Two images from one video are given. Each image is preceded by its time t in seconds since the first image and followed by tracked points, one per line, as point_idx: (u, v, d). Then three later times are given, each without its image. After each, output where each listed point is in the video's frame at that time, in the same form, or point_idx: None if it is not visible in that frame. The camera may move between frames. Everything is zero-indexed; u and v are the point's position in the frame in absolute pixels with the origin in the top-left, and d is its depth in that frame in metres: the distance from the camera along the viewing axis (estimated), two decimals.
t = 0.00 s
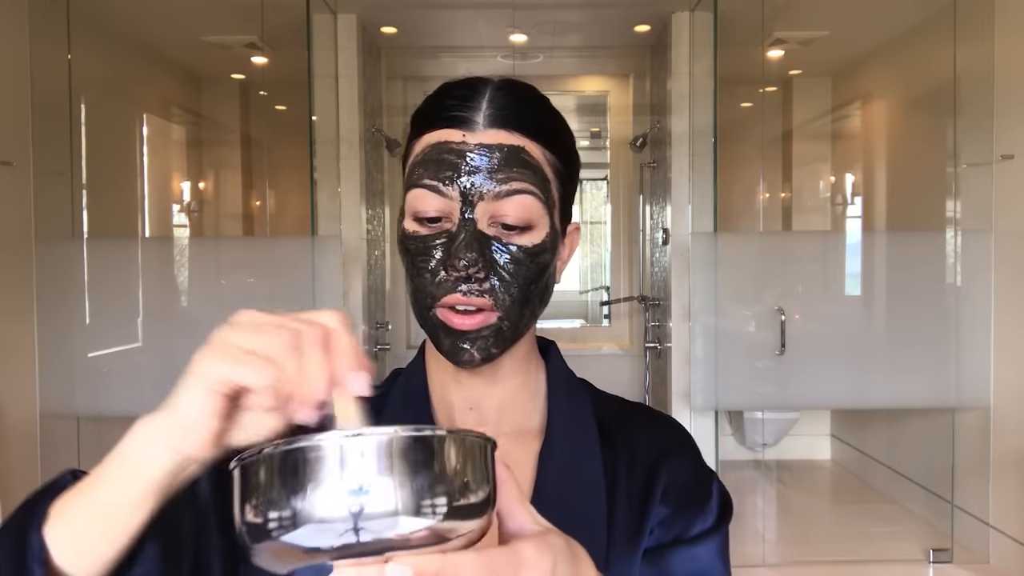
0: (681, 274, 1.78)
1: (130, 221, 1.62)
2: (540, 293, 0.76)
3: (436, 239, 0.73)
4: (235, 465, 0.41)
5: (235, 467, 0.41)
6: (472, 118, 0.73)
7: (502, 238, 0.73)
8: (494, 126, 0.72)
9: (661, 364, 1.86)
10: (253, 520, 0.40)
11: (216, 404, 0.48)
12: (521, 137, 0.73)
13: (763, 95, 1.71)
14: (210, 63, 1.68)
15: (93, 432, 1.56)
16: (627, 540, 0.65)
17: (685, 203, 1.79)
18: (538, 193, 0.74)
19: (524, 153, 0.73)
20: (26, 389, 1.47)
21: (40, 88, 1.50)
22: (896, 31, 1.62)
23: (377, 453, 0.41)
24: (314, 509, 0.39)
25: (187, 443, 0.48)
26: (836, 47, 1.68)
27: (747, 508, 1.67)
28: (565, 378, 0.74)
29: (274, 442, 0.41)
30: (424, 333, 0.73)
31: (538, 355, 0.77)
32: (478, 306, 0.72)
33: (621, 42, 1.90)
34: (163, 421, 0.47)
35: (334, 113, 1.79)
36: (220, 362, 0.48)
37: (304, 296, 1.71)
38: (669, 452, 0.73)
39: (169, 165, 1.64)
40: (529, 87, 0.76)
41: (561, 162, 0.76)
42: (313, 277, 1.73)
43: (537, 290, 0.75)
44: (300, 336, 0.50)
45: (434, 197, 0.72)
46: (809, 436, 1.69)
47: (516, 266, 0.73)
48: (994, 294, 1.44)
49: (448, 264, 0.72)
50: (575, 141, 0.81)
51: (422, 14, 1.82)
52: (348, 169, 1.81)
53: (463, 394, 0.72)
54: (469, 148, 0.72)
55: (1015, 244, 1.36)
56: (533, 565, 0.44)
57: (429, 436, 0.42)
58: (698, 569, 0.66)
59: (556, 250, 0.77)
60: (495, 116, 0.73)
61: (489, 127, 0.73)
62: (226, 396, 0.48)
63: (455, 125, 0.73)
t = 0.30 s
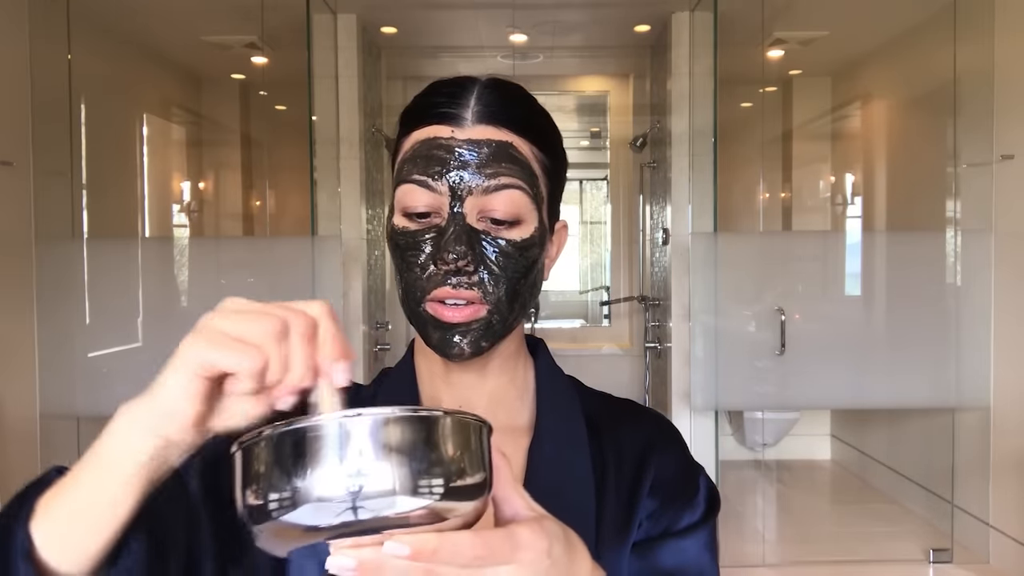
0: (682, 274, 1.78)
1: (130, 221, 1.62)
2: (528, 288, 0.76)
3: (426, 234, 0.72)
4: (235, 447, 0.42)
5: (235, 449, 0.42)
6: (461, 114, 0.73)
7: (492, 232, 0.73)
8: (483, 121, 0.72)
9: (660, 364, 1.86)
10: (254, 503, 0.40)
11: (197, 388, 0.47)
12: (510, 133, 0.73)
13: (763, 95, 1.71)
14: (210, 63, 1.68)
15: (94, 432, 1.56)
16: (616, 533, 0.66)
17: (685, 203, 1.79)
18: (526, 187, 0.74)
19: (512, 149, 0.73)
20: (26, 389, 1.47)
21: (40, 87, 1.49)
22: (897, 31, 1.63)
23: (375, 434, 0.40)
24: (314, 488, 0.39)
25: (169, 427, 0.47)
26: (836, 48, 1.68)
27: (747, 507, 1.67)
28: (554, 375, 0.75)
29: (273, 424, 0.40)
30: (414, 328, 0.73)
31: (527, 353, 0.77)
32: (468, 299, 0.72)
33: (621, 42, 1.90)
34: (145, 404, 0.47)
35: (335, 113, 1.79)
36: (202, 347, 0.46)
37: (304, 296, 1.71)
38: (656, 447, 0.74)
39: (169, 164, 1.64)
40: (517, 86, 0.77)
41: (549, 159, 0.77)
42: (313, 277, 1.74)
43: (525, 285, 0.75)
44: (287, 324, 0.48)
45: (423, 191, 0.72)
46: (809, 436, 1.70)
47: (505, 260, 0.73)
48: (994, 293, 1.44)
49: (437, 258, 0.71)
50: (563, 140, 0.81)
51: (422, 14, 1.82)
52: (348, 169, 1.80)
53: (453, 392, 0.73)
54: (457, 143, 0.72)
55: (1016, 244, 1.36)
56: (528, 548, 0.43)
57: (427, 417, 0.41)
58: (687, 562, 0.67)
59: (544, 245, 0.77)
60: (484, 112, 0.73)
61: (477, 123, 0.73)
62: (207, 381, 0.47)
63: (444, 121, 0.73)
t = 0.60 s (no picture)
0: (681, 274, 1.78)
1: (130, 221, 1.62)
2: (527, 287, 0.76)
3: (425, 234, 0.72)
4: (243, 446, 0.43)
5: (242, 448, 0.43)
6: (459, 115, 0.73)
7: (491, 232, 0.73)
8: (481, 122, 0.73)
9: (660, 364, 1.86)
10: (260, 499, 0.41)
11: (214, 384, 0.48)
12: (508, 133, 0.74)
13: (763, 95, 1.70)
14: (210, 63, 1.68)
15: (93, 432, 1.56)
16: (619, 531, 0.66)
17: (685, 203, 1.79)
18: (525, 186, 0.74)
19: (510, 148, 0.74)
20: (26, 389, 1.47)
21: (40, 87, 1.49)
22: (896, 31, 1.63)
23: (378, 429, 0.40)
24: (318, 484, 0.39)
25: (181, 421, 0.48)
26: (836, 48, 1.68)
27: (747, 508, 1.67)
28: (554, 374, 0.75)
29: (279, 420, 0.41)
30: (414, 329, 0.72)
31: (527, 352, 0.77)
32: (467, 299, 0.71)
33: (621, 42, 1.90)
34: (158, 400, 0.48)
35: (334, 113, 1.79)
36: (223, 341, 0.48)
37: (304, 295, 1.71)
38: (657, 445, 0.73)
39: (169, 165, 1.64)
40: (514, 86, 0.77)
41: (548, 158, 0.77)
42: (313, 277, 1.73)
43: (524, 284, 0.75)
44: (308, 324, 0.50)
45: (422, 191, 0.72)
46: (809, 435, 1.70)
47: (504, 259, 0.73)
48: (995, 293, 1.44)
49: (437, 257, 0.71)
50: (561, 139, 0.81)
51: (422, 14, 1.82)
52: (348, 169, 1.80)
53: (453, 392, 0.72)
54: (455, 144, 0.72)
55: (1016, 244, 1.36)
56: (529, 543, 0.44)
57: (430, 412, 0.41)
58: (687, 559, 0.67)
59: (544, 244, 0.77)
60: (482, 112, 0.73)
61: (475, 123, 0.73)
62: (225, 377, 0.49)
63: (443, 122, 0.73)
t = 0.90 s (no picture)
0: (681, 274, 1.78)
1: (130, 221, 1.62)
2: (537, 288, 0.76)
3: (435, 235, 0.72)
4: (242, 445, 0.44)
5: (242, 447, 0.44)
6: (468, 116, 0.73)
7: (500, 233, 0.73)
8: (490, 122, 0.73)
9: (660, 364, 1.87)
10: (259, 496, 0.42)
11: (239, 387, 0.49)
12: (517, 133, 0.74)
13: (763, 95, 1.70)
14: (210, 63, 1.68)
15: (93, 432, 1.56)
16: (628, 534, 0.66)
17: (685, 203, 1.79)
18: (534, 187, 0.74)
19: (520, 149, 0.74)
20: (26, 389, 1.46)
21: (41, 86, 1.49)
22: (896, 31, 1.63)
23: (376, 427, 0.41)
24: (318, 481, 0.40)
25: (204, 421, 0.49)
26: (836, 48, 1.68)
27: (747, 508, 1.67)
28: (566, 373, 0.75)
29: (279, 418, 0.42)
30: (424, 331, 0.73)
31: (540, 353, 0.78)
32: (477, 302, 0.72)
33: (621, 42, 1.90)
34: (184, 401, 0.49)
35: (334, 113, 1.79)
36: (248, 346, 0.49)
37: (304, 296, 1.71)
38: (669, 445, 0.73)
39: (169, 165, 1.64)
40: (525, 86, 0.77)
41: (558, 158, 0.77)
42: (313, 277, 1.73)
43: (534, 285, 0.75)
44: (330, 333, 0.51)
45: (432, 193, 0.72)
46: (809, 436, 1.70)
47: (513, 260, 0.73)
48: (994, 293, 1.44)
49: (446, 259, 0.72)
50: (572, 139, 0.81)
51: (422, 14, 1.82)
52: (348, 169, 1.80)
53: (465, 393, 0.73)
54: (465, 145, 0.72)
55: (1016, 244, 1.36)
56: (528, 544, 0.43)
57: (428, 410, 0.43)
58: (699, 564, 0.65)
59: (553, 245, 0.77)
60: (491, 113, 0.73)
61: (484, 124, 0.73)
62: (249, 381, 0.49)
63: (453, 123, 0.73)
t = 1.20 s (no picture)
0: (681, 274, 1.78)
1: (130, 221, 1.62)
2: (547, 289, 0.76)
3: (444, 236, 0.72)
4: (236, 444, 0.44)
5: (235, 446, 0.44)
6: (479, 116, 0.74)
7: (509, 233, 0.73)
8: (500, 123, 0.73)
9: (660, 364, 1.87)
10: (251, 496, 0.42)
11: (244, 389, 0.50)
12: (528, 134, 0.74)
13: (763, 95, 1.70)
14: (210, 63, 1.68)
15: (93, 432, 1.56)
16: (636, 533, 0.65)
17: (685, 203, 1.79)
18: (545, 188, 0.74)
19: (530, 149, 0.74)
20: (26, 389, 1.46)
21: (41, 86, 1.49)
22: (896, 31, 1.62)
23: (366, 424, 0.40)
24: (307, 480, 0.40)
25: (209, 420, 0.49)
26: (836, 47, 1.68)
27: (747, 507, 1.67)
28: (574, 373, 0.76)
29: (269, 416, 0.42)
30: (433, 331, 0.73)
31: (548, 352, 0.79)
32: (486, 304, 0.72)
33: (621, 42, 1.90)
34: (190, 399, 0.49)
35: (334, 113, 1.79)
36: (254, 350, 0.49)
37: (304, 296, 1.71)
38: (678, 443, 0.72)
39: (169, 165, 1.64)
40: (537, 87, 0.77)
41: (569, 159, 0.77)
42: (313, 277, 1.73)
43: (544, 286, 0.75)
44: (334, 334, 0.51)
45: (442, 193, 0.73)
46: (809, 436, 1.70)
47: (522, 261, 0.73)
48: (994, 293, 1.44)
49: (455, 259, 0.72)
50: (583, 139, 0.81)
51: (422, 14, 1.82)
52: (348, 169, 1.80)
53: (474, 394, 0.75)
54: (475, 146, 0.73)
55: (1016, 244, 1.36)
56: (521, 544, 0.42)
57: (419, 406, 0.41)
58: (707, 564, 0.64)
59: (563, 246, 0.77)
60: (502, 114, 0.73)
61: (495, 124, 0.73)
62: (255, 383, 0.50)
63: (463, 123, 0.74)
